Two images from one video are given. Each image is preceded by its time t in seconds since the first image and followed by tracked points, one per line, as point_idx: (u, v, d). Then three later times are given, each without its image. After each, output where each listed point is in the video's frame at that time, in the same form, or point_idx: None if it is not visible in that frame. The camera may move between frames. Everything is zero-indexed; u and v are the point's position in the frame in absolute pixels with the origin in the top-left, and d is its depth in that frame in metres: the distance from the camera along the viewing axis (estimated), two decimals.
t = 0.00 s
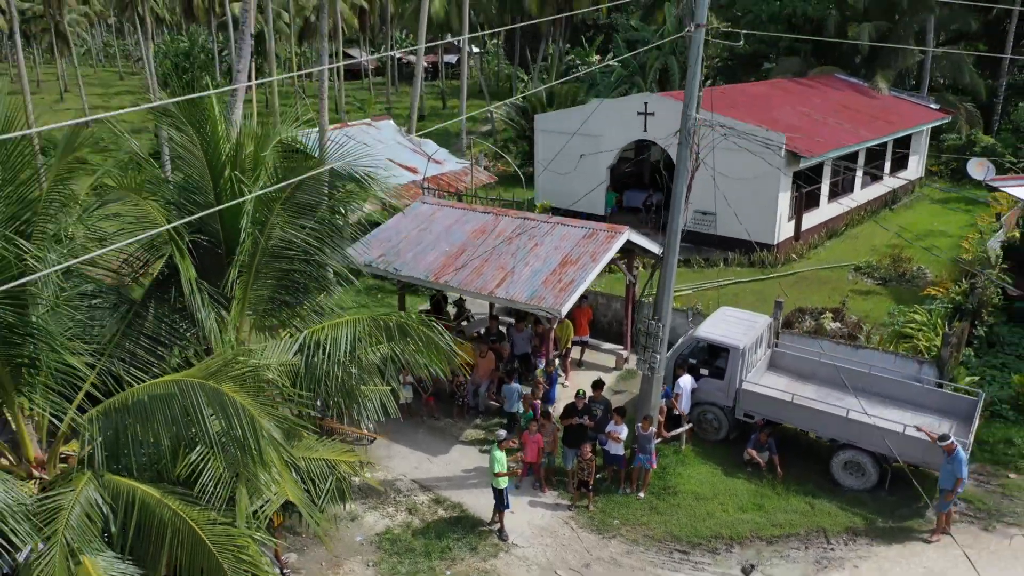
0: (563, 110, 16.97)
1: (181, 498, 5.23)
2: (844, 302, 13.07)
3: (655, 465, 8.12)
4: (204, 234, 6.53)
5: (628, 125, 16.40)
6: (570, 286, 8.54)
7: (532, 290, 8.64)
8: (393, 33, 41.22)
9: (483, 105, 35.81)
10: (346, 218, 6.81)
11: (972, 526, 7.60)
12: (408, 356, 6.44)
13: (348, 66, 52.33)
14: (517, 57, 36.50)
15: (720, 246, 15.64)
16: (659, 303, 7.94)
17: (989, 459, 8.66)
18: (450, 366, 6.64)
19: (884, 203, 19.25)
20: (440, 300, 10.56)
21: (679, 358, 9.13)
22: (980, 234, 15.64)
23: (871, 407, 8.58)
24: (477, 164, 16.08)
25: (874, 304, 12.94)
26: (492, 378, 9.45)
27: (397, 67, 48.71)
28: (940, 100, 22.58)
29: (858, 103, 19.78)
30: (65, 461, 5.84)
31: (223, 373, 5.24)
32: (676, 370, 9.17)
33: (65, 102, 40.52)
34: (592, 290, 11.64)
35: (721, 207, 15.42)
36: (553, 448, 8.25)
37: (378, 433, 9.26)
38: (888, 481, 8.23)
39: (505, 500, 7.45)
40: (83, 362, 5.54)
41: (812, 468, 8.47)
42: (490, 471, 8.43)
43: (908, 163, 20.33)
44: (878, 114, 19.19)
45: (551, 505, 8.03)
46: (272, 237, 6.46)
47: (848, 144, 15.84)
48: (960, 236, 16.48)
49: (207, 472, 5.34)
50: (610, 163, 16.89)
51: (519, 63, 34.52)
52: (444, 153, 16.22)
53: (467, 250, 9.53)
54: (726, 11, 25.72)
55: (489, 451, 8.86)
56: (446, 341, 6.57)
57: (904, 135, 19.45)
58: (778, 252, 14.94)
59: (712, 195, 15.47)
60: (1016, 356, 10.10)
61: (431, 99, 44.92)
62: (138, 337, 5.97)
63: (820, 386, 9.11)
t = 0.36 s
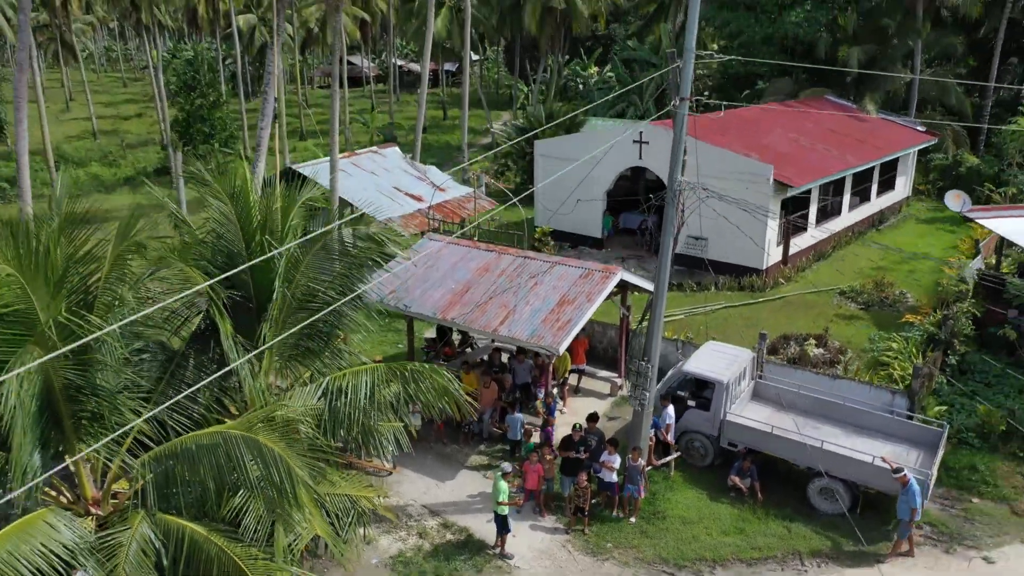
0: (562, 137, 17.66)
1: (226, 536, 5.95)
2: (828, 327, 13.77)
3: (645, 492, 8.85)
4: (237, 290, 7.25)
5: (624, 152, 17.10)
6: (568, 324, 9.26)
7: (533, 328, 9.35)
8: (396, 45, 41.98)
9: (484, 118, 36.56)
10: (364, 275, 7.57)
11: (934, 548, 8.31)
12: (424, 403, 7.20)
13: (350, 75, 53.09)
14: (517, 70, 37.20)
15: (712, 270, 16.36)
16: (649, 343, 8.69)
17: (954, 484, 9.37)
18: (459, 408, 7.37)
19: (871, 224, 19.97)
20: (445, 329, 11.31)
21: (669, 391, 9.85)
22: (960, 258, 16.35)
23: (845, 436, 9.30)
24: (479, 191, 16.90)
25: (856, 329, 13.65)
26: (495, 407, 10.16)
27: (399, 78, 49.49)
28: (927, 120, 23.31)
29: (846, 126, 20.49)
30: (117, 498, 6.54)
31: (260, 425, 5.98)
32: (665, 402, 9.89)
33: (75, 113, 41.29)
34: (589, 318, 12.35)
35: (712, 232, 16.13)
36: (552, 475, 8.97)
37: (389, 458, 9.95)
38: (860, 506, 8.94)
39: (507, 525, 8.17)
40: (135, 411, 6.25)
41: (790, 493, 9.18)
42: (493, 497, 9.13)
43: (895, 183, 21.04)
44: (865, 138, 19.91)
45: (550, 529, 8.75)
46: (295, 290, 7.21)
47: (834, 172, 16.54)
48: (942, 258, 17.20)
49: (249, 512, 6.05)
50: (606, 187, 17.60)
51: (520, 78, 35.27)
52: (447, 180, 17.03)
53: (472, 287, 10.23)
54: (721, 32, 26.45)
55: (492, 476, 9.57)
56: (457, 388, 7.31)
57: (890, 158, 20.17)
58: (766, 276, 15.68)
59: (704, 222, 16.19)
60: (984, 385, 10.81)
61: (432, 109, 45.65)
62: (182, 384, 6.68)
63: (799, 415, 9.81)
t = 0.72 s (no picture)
0: (560, 169, 18.41)
1: None
2: (813, 359, 14.50)
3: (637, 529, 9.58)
4: (265, 350, 8.09)
5: (620, 185, 17.84)
6: (565, 371, 10.00)
7: (533, 374, 10.09)
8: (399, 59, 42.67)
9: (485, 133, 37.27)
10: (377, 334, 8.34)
11: None
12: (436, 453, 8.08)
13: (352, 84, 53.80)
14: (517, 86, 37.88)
15: (704, 299, 17.11)
16: (639, 392, 9.44)
17: (924, 518, 10.09)
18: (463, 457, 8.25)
19: (859, 249, 20.70)
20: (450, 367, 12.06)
21: (659, 431, 10.60)
22: (942, 288, 17.09)
23: (821, 473, 10.05)
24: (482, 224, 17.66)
25: (840, 361, 14.38)
26: (497, 443, 10.89)
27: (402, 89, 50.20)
28: (915, 145, 24.05)
29: (835, 155, 21.26)
30: (157, 543, 7.27)
31: (292, 483, 6.80)
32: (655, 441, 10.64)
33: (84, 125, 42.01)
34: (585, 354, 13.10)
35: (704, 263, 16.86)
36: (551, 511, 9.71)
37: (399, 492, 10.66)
38: (835, 540, 9.67)
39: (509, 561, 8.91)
40: (176, 467, 6.93)
41: (771, 527, 9.91)
42: (497, 531, 9.87)
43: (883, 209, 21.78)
44: (853, 167, 20.66)
45: (549, 562, 9.47)
46: (317, 351, 7.99)
47: (821, 205, 17.27)
48: (925, 287, 17.94)
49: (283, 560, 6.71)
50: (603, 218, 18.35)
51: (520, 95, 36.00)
52: (451, 212, 17.79)
53: (476, 331, 10.98)
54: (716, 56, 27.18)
55: (496, 511, 10.31)
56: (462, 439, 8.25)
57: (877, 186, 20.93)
58: (755, 307, 16.42)
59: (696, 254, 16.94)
60: (955, 420, 11.54)
61: (435, 121, 46.33)
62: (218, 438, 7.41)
63: (780, 453, 10.56)
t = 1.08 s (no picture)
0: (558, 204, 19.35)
1: None
2: (796, 390, 15.40)
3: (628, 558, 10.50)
4: (295, 407, 9.17)
5: (615, 219, 18.77)
6: (562, 414, 10.94)
7: (533, 417, 11.01)
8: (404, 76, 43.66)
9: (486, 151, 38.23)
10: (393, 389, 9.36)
11: None
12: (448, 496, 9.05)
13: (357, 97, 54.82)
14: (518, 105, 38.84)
15: (696, 329, 18.04)
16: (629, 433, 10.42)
17: (890, 547, 10.99)
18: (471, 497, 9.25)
19: (845, 276, 21.62)
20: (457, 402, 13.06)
21: (649, 466, 11.54)
22: (921, 318, 18.00)
23: (797, 506, 11.00)
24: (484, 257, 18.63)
25: (820, 391, 15.29)
26: (501, 477, 11.84)
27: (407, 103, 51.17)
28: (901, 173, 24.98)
29: (821, 185, 22.24)
30: None
31: (325, 533, 7.76)
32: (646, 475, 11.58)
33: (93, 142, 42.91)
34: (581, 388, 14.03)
35: (696, 295, 17.81)
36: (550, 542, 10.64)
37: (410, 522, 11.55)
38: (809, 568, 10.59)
39: None
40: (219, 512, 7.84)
41: (751, 555, 10.84)
42: (500, 560, 10.74)
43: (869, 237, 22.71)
44: (839, 198, 21.59)
45: None
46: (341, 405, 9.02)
47: (806, 239, 18.17)
48: (906, 315, 18.85)
49: None
50: (599, 250, 19.28)
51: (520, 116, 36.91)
52: (455, 246, 18.80)
53: (481, 373, 11.94)
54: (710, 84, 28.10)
55: (499, 540, 11.19)
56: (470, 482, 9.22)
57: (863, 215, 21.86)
58: (743, 337, 17.35)
59: (688, 287, 17.88)
60: (924, 454, 12.44)
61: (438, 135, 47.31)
62: (252, 491, 8.44)
63: (761, 487, 11.50)
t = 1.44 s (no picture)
0: (557, 233, 20.48)
1: None
2: (778, 413, 16.50)
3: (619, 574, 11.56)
4: (324, 445, 10.46)
5: (610, 249, 19.89)
6: (559, 443, 12.06)
7: (534, 446, 12.15)
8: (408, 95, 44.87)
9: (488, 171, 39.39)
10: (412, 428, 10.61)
11: None
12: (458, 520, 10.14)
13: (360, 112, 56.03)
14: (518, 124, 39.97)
15: (686, 353, 19.17)
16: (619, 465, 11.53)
17: (857, 564, 12.07)
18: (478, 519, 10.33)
19: (829, 300, 22.72)
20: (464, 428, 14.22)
21: (638, 489, 12.65)
22: (898, 342, 19.09)
23: (773, 527, 12.13)
24: (487, 286, 19.74)
25: (801, 415, 16.40)
26: (504, 499, 12.90)
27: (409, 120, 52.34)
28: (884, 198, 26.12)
29: (807, 212, 23.38)
30: None
31: (351, 558, 8.85)
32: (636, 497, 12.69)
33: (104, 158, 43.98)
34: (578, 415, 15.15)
35: (687, 321, 18.91)
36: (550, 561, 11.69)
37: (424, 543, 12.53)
38: None
39: None
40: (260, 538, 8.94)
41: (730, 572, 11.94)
42: None
43: (853, 261, 23.80)
44: (823, 225, 22.72)
45: None
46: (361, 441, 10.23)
47: (790, 268, 19.27)
48: (885, 339, 19.94)
49: None
50: (596, 277, 20.40)
51: (520, 135, 37.97)
52: (459, 275, 19.99)
53: (486, 405, 13.10)
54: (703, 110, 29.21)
55: (503, 557, 12.20)
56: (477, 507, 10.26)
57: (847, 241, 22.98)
58: (730, 361, 18.47)
59: (678, 314, 19.02)
60: (891, 477, 13.54)
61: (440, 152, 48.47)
62: (283, 519, 9.54)
63: (740, 509, 12.62)
